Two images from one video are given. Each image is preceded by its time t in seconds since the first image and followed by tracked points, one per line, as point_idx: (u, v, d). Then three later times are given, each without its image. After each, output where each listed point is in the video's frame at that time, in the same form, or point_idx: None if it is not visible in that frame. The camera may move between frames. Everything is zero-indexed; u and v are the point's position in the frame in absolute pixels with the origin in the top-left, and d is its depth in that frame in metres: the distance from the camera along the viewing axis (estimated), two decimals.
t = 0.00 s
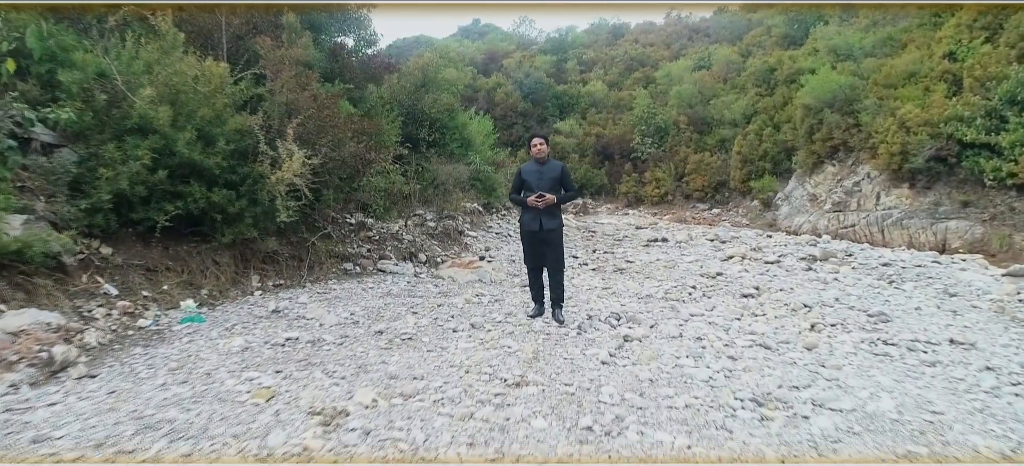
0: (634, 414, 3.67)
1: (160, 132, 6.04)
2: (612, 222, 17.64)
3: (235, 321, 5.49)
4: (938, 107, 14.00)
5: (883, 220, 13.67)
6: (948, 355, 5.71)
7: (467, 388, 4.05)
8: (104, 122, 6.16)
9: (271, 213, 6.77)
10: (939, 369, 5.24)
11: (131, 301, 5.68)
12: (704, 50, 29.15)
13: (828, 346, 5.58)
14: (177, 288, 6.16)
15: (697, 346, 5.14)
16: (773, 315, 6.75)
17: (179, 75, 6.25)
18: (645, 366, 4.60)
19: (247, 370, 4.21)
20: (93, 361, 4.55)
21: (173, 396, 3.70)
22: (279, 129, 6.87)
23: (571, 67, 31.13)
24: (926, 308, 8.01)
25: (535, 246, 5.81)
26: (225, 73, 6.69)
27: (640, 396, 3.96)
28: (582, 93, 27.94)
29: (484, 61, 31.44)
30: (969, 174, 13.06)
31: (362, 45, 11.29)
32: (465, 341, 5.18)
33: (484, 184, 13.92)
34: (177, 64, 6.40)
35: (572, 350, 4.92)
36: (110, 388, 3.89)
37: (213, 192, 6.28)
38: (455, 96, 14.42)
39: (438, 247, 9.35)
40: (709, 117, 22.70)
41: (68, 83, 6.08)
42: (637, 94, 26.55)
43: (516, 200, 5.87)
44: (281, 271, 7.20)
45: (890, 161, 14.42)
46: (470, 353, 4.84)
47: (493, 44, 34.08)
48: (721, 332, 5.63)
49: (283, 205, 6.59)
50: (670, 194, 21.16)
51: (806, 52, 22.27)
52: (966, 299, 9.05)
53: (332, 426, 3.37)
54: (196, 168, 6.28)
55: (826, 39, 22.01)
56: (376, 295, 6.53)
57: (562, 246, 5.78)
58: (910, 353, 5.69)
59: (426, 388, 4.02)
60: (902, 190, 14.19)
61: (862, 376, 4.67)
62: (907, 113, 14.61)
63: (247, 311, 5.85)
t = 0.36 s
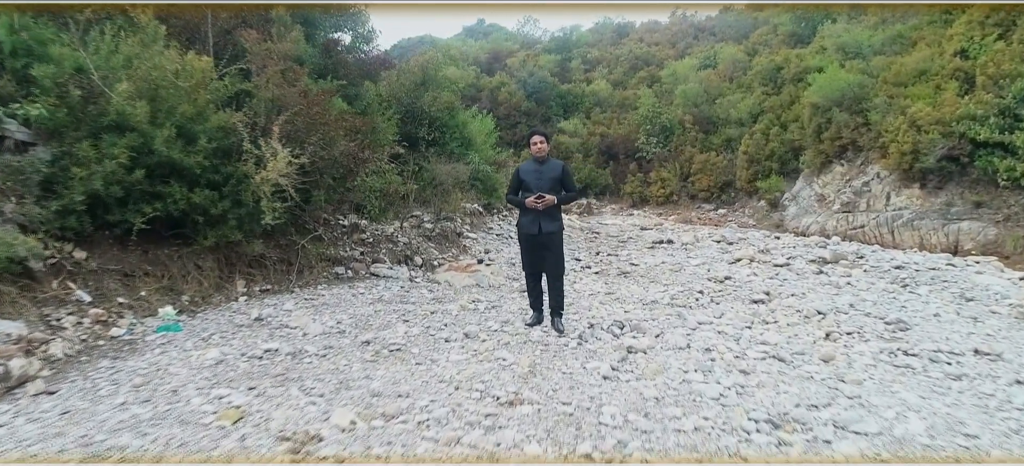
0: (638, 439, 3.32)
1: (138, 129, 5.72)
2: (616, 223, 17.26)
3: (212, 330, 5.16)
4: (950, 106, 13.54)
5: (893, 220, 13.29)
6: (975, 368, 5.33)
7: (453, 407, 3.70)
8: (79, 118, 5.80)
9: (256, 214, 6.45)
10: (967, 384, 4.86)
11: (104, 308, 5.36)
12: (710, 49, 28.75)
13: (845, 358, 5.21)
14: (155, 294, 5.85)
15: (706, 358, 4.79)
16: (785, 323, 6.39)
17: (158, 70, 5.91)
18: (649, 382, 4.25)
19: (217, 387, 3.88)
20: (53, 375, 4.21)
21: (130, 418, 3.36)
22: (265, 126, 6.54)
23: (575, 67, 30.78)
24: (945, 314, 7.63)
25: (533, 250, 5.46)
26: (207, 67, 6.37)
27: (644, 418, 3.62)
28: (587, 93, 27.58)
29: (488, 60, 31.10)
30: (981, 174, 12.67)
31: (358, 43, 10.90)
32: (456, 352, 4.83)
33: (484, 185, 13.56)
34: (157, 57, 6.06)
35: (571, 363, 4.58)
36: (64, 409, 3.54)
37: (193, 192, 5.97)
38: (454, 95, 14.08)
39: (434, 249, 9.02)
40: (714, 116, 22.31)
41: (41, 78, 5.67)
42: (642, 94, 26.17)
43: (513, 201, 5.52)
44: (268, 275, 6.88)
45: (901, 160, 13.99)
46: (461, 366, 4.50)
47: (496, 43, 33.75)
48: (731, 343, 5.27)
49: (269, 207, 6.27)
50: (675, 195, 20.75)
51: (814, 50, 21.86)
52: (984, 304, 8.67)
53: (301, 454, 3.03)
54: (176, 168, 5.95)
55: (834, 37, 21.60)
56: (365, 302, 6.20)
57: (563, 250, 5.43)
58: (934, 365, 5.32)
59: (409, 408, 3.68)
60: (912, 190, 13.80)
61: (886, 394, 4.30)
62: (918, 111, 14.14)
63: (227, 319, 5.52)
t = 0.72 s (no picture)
0: None
1: (113, 127, 5.40)
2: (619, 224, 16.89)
3: (187, 341, 4.83)
4: (960, 104, 13.08)
5: (903, 222, 12.92)
6: (1003, 381, 4.97)
7: (437, 430, 3.36)
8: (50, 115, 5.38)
9: (240, 216, 6.15)
10: (997, 399, 4.51)
11: (75, 317, 5.04)
12: (714, 48, 28.36)
13: (863, 371, 4.87)
14: (132, 301, 5.53)
15: (715, 372, 4.45)
16: (797, 332, 6.04)
17: (135, 63, 5.58)
18: (654, 400, 3.92)
19: (180, 407, 3.55)
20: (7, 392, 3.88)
21: (78, 446, 3.01)
22: (249, 124, 6.22)
23: (578, 66, 30.41)
24: (963, 320, 7.27)
25: (531, 255, 5.13)
26: (187, 61, 6.04)
27: (650, 443, 3.28)
28: (590, 92, 27.21)
29: (491, 59, 30.75)
30: (993, 174, 12.23)
31: (354, 39, 10.25)
32: (446, 365, 4.50)
33: (483, 186, 13.21)
34: (134, 50, 5.72)
35: (570, 378, 4.25)
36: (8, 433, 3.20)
37: (172, 194, 5.65)
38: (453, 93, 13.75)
39: (430, 252, 8.69)
40: (719, 116, 21.93)
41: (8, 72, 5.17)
42: (646, 93, 25.79)
43: (509, 203, 5.19)
44: (253, 280, 6.58)
45: (910, 160, 13.44)
46: (450, 381, 4.16)
47: (499, 42, 33.43)
48: (742, 354, 4.94)
49: (252, 209, 5.96)
50: (680, 195, 20.35)
51: (820, 48, 21.46)
52: (1002, 309, 8.31)
53: None
54: (153, 168, 5.63)
55: (841, 35, 21.21)
56: (353, 309, 5.88)
57: (562, 255, 5.09)
58: (958, 378, 4.97)
59: (390, 431, 3.35)
60: (922, 190, 13.25)
61: (911, 413, 3.95)
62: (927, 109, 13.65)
63: (205, 328, 5.20)
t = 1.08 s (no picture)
0: None
1: (86, 124, 5.11)
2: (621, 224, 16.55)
3: (161, 351, 4.54)
4: (970, 103, 12.76)
5: (911, 222, 12.46)
6: None
7: (418, 456, 3.05)
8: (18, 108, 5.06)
9: (222, 218, 5.85)
10: None
11: (42, 325, 4.74)
12: (718, 46, 28.02)
13: (883, 385, 4.55)
14: (106, 307, 5.24)
15: (724, 387, 4.14)
16: (809, 340, 5.73)
17: (110, 57, 5.29)
18: (659, 418, 3.61)
19: (141, 427, 3.25)
20: None
21: None
22: (231, 121, 5.93)
23: (581, 65, 30.08)
24: (982, 325, 6.94)
25: (527, 259, 4.82)
26: (166, 56, 5.74)
27: None
28: (592, 92, 26.87)
29: (493, 59, 30.44)
30: (1003, 173, 11.86)
31: (349, 36, 9.88)
32: (434, 379, 4.19)
33: (482, 186, 12.89)
34: (109, 43, 5.42)
35: (568, 393, 3.94)
36: None
37: (150, 194, 5.36)
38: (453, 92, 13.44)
39: (426, 255, 8.39)
40: (722, 115, 21.58)
41: None
42: (649, 92, 25.45)
43: (503, 204, 4.89)
44: (238, 285, 6.28)
45: (917, 159, 13.01)
46: (438, 398, 3.86)
47: (501, 42, 33.12)
48: (752, 366, 4.62)
49: (235, 210, 5.66)
50: (683, 195, 19.99)
51: (825, 47, 21.12)
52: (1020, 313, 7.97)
53: None
54: (130, 167, 5.34)
55: (847, 33, 20.86)
56: (340, 316, 5.57)
57: (560, 259, 4.79)
58: (984, 391, 4.64)
59: (366, 455, 3.05)
60: (930, 190, 12.87)
61: (939, 433, 3.63)
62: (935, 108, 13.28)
63: (181, 337, 4.90)
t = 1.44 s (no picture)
0: None
1: (58, 121, 4.82)
2: (623, 225, 16.27)
3: (133, 362, 4.26)
4: (979, 101, 12.45)
5: (919, 223, 12.15)
6: None
7: None
8: None
9: (204, 220, 5.58)
10: None
11: (7, 334, 4.46)
12: (721, 45, 27.72)
13: (903, 399, 4.25)
14: (80, 314, 4.96)
15: (733, 403, 3.85)
16: (821, 348, 5.43)
17: (84, 50, 5.00)
18: (662, 438, 3.32)
19: (96, 451, 2.98)
20: None
21: None
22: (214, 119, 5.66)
23: (583, 64, 29.79)
24: (999, 331, 6.64)
25: (523, 264, 4.54)
26: (146, 49, 5.44)
27: None
28: (594, 91, 26.58)
29: (495, 58, 30.18)
30: (1013, 173, 11.53)
31: (344, 32, 9.56)
32: (422, 394, 3.90)
33: (481, 186, 12.61)
34: (84, 36, 5.13)
35: (566, 410, 3.66)
36: None
37: (127, 195, 5.08)
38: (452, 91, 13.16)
39: (420, 257, 8.10)
40: (726, 114, 21.27)
41: None
42: (651, 91, 25.15)
43: (497, 206, 4.62)
44: (221, 289, 6.00)
45: (925, 159, 12.71)
46: (424, 415, 3.57)
47: (502, 41, 32.86)
48: (762, 378, 4.33)
49: (216, 211, 5.38)
50: (686, 195, 19.68)
51: (830, 45, 20.80)
52: None
53: None
54: (106, 167, 5.06)
55: (852, 31, 20.54)
56: (327, 324, 5.30)
57: (558, 264, 4.51)
58: (1010, 406, 4.34)
59: None
60: (937, 190, 12.51)
61: (969, 456, 3.33)
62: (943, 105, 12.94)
63: (155, 347, 4.62)
